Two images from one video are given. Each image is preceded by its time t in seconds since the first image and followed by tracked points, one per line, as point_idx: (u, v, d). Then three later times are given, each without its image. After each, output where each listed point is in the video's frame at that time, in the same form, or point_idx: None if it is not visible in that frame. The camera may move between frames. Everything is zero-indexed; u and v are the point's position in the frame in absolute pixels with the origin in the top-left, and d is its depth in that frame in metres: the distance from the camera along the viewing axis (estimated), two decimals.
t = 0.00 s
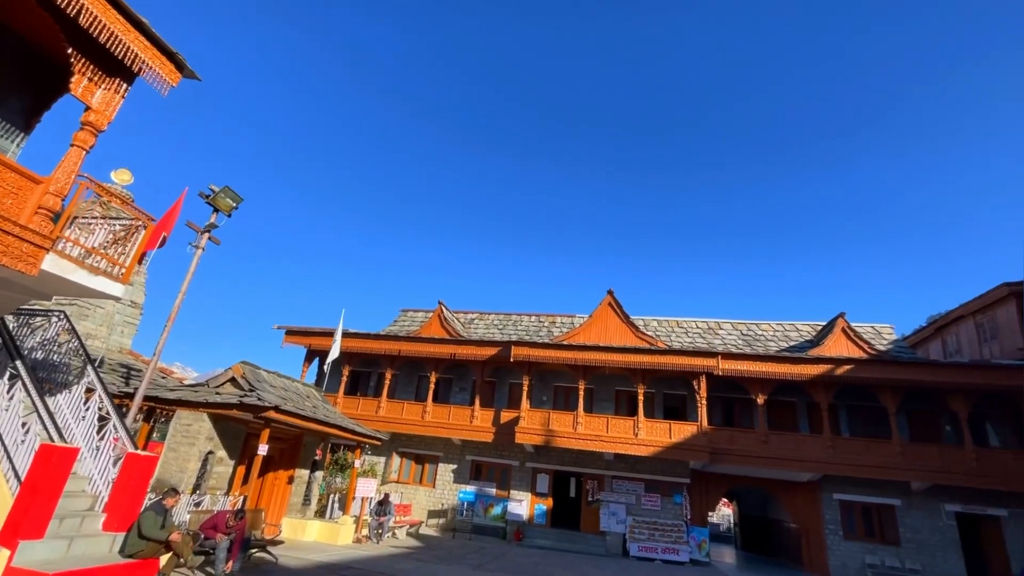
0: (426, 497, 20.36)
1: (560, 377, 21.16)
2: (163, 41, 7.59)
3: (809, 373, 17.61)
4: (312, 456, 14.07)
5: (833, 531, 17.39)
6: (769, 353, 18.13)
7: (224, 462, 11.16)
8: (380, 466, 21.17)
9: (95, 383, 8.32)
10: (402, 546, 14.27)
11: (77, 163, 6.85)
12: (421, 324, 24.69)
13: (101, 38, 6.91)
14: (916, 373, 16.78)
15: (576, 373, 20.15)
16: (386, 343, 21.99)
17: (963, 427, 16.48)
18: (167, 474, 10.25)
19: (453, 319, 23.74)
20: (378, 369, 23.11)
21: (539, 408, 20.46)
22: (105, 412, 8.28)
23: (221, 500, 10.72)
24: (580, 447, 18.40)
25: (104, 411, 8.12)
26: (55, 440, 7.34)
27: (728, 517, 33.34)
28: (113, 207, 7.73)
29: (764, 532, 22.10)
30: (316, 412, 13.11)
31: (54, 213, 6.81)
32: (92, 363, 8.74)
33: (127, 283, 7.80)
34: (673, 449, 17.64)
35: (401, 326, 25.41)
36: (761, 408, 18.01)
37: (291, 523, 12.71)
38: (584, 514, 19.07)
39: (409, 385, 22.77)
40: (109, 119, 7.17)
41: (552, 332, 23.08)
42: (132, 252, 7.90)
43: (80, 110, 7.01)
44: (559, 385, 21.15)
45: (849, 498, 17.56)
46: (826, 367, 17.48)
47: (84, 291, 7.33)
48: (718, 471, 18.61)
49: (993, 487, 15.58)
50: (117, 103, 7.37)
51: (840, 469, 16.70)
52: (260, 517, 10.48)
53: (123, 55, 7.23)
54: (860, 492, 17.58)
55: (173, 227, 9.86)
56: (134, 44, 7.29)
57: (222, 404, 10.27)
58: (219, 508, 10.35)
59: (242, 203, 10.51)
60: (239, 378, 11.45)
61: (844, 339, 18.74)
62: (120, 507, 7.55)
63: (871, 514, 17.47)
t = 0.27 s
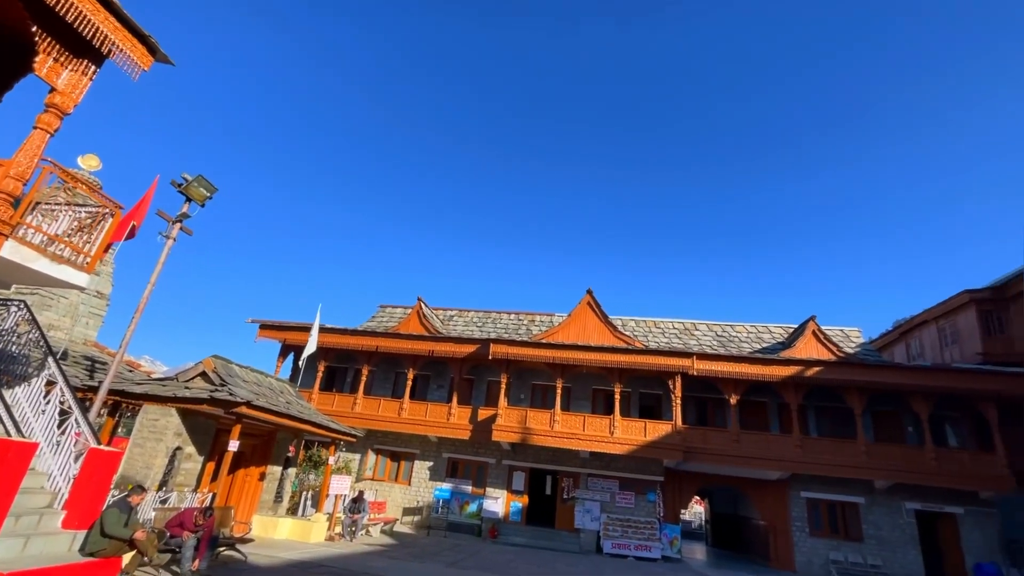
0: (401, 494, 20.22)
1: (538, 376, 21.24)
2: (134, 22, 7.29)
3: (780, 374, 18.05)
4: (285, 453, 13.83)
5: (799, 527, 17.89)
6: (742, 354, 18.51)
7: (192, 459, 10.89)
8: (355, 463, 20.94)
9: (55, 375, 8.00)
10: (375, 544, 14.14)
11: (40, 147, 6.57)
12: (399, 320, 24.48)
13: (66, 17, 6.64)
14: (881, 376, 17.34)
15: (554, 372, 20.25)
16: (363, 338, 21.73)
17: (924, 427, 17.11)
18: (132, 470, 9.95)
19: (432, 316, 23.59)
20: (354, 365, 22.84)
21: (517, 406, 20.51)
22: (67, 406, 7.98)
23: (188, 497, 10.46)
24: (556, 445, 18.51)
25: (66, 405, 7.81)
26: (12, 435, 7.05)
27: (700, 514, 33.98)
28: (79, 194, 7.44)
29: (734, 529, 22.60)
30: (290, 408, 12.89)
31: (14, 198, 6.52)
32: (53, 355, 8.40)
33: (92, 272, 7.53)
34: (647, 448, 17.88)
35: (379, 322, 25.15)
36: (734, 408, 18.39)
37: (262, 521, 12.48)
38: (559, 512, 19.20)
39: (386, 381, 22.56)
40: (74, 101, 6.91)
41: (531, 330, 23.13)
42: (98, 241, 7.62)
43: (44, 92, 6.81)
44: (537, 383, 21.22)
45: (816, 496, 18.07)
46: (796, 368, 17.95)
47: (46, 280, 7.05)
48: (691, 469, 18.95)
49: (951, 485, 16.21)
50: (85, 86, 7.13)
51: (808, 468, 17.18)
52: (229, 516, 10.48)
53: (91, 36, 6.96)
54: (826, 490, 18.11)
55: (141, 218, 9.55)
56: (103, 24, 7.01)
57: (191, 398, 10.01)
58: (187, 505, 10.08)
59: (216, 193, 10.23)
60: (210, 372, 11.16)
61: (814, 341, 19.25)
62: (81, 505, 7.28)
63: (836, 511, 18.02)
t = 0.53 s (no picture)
0: (376, 492, 20.04)
1: (516, 374, 21.28)
2: (104, 3, 7.05)
3: (752, 375, 18.46)
4: (256, 449, 13.56)
5: (767, 525, 18.36)
6: (716, 355, 18.86)
7: (159, 455, 10.59)
8: (329, 461, 20.70)
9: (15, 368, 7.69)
10: (348, 542, 14.00)
11: None
12: (377, 316, 24.23)
13: None
14: (848, 378, 17.88)
15: (532, 370, 20.31)
16: (339, 334, 21.42)
17: (887, 428, 17.71)
18: (95, 466, 9.64)
19: (411, 313, 23.39)
20: (330, 361, 22.54)
21: (494, 404, 20.52)
22: (26, 400, 7.67)
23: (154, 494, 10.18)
24: (532, 443, 18.58)
25: (25, 399, 7.51)
26: None
27: (672, 511, 34.58)
28: (42, 179, 7.17)
29: (705, 526, 23.07)
30: (263, 404, 12.65)
31: None
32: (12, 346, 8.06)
33: (54, 261, 7.22)
34: (622, 446, 18.10)
35: (356, 318, 24.84)
36: (707, 407, 18.74)
37: (231, 519, 12.20)
38: (534, 509, 19.30)
39: (362, 378, 22.32)
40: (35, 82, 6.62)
41: (510, 328, 23.16)
42: (61, 227, 7.31)
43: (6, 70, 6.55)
44: (514, 381, 21.26)
45: (784, 494, 18.54)
46: (768, 369, 18.37)
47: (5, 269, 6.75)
48: (665, 468, 19.27)
49: (910, 484, 16.83)
50: (48, 66, 6.86)
51: (777, 466, 17.61)
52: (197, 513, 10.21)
53: (57, 15, 6.75)
54: (793, 488, 18.60)
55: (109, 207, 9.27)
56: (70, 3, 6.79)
57: (159, 393, 9.72)
58: (153, 503, 9.85)
59: (188, 182, 9.94)
60: (180, 366, 10.85)
61: (785, 343, 19.73)
62: (39, 502, 7.02)
63: (803, 509, 18.52)
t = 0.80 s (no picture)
0: (350, 489, 19.81)
1: (494, 371, 21.27)
2: None
3: (725, 375, 18.84)
4: (227, 446, 13.26)
5: (737, 522, 18.78)
6: (691, 355, 19.18)
7: (124, 452, 10.27)
8: (303, 458, 20.39)
9: None
10: (321, 540, 13.81)
11: None
12: (354, 312, 23.92)
13: None
14: (817, 379, 18.40)
15: (509, 368, 20.33)
16: (315, 329, 21.07)
17: (853, 428, 18.28)
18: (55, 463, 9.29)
19: (389, 309, 23.15)
20: (305, 357, 22.18)
21: (471, 402, 20.47)
22: None
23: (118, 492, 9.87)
24: (509, 441, 18.61)
25: None
26: None
27: (646, 509, 35.11)
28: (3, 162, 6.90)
29: (677, 523, 23.48)
30: (234, 399, 12.36)
31: None
32: None
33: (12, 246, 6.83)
34: (598, 444, 18.27)
35: (333, 313, 24.46)
36: (681, 407, 19.05)
37: (198, 518, 11.89)
38: (510, 507, 19.35)
39: (337, 374, 22.01)
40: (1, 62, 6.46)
41: (489, 326, 23.13)
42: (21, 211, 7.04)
43: None
44: (492, 378, 21.25)
45: (753, 492, 18.99)
46: (741, 370, 18.77)
47: None
48: (639, 466, 19.53)
49: (873, 482, 17.41)
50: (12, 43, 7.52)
51: (748, 465, 18.02)
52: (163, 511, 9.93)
53: None
54: (763, 486, 19.07)
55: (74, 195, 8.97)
56: None
57: (124, 387, 9.40)
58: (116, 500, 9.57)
59: (159, 170, 9.65)
60: (147, 360, 10.53)
61: (758, 345, 20.19)
62: None
63: (771, 506, 19.00)
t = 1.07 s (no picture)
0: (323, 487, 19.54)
1: (471, 369, 21.23)
2: None
3: (699, 375, 19.18)
4: (196, 441, 12.92)
5: (708, 518, 19.17)
6: (667, 355, 19.47)
7: (86, 448, 9.90)
8: (275, 455, 20.04)
9: None
10: (292, 538, 13.60)
11: None
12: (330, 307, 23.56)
13: None
14: (787, 380, 18.88)
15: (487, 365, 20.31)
16: (290, 324, 20.69)
17: (820, 428, 18.83)
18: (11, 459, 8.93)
19: (366, 304, 22.87)
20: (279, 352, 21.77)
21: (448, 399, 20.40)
22: None
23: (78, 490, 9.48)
24: (485, 438, 18.60)
25: None
26: None
27: (619, 506, 35.60)
28: None
29: (649, 520, 23.83)
30: (204, 394, 12.05)
31: None
32: None
33: None
34: (573, 442, 18.42)
35: (309, 308, 24.05)
36: (656, 406, 19.33)
37: (163, 516, 11.56)
38: (485, 505, 19.36)
39: (312, 370, 21.67)
40: None
41: (467, 324, 23.06)
42: None
43: None
44: (470, 376, 21.20)
45: (724, 489, 19.40)
46: (714, 370, 19.14)
47: None
48: (613, 464, 19.76)
49: (837, 480, 17.97)
50: None
51: (719, 463, 18.41)
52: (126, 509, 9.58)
53: None
54: (733, 484, 19.49)
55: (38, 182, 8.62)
56: None
57: (87, 381, 9.06)
58: (76, 498, 9.21)
59: (128, 156, 9.33)
60: (112, 353, 10.18)
61: (731, 346, 20.61)
62: None
63: (740, 503, 19.44)
